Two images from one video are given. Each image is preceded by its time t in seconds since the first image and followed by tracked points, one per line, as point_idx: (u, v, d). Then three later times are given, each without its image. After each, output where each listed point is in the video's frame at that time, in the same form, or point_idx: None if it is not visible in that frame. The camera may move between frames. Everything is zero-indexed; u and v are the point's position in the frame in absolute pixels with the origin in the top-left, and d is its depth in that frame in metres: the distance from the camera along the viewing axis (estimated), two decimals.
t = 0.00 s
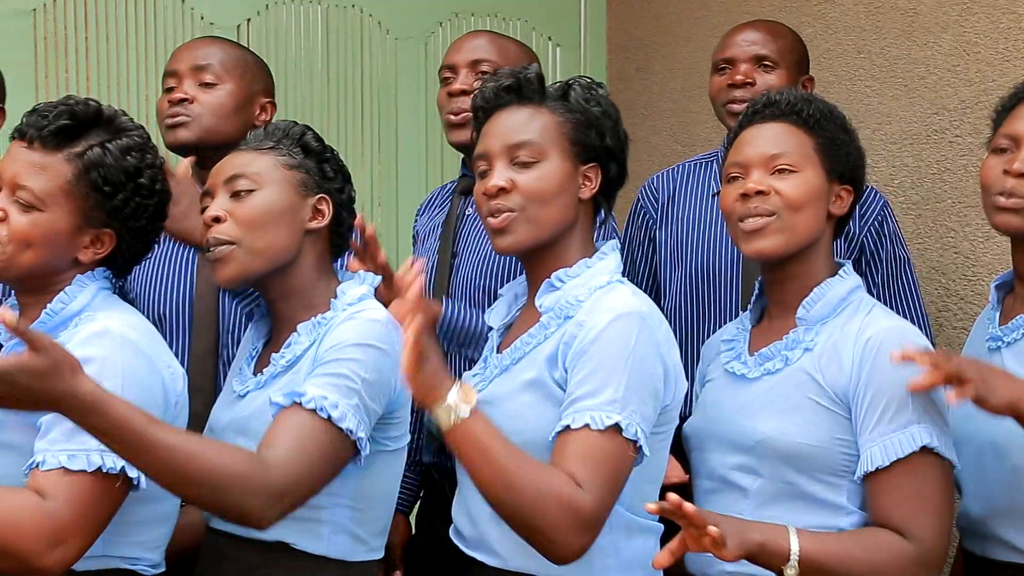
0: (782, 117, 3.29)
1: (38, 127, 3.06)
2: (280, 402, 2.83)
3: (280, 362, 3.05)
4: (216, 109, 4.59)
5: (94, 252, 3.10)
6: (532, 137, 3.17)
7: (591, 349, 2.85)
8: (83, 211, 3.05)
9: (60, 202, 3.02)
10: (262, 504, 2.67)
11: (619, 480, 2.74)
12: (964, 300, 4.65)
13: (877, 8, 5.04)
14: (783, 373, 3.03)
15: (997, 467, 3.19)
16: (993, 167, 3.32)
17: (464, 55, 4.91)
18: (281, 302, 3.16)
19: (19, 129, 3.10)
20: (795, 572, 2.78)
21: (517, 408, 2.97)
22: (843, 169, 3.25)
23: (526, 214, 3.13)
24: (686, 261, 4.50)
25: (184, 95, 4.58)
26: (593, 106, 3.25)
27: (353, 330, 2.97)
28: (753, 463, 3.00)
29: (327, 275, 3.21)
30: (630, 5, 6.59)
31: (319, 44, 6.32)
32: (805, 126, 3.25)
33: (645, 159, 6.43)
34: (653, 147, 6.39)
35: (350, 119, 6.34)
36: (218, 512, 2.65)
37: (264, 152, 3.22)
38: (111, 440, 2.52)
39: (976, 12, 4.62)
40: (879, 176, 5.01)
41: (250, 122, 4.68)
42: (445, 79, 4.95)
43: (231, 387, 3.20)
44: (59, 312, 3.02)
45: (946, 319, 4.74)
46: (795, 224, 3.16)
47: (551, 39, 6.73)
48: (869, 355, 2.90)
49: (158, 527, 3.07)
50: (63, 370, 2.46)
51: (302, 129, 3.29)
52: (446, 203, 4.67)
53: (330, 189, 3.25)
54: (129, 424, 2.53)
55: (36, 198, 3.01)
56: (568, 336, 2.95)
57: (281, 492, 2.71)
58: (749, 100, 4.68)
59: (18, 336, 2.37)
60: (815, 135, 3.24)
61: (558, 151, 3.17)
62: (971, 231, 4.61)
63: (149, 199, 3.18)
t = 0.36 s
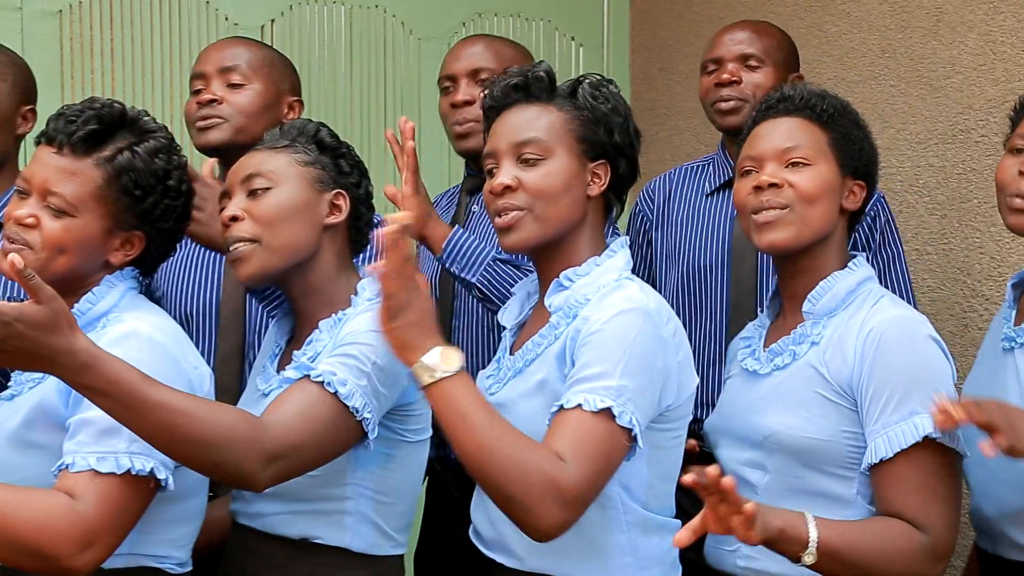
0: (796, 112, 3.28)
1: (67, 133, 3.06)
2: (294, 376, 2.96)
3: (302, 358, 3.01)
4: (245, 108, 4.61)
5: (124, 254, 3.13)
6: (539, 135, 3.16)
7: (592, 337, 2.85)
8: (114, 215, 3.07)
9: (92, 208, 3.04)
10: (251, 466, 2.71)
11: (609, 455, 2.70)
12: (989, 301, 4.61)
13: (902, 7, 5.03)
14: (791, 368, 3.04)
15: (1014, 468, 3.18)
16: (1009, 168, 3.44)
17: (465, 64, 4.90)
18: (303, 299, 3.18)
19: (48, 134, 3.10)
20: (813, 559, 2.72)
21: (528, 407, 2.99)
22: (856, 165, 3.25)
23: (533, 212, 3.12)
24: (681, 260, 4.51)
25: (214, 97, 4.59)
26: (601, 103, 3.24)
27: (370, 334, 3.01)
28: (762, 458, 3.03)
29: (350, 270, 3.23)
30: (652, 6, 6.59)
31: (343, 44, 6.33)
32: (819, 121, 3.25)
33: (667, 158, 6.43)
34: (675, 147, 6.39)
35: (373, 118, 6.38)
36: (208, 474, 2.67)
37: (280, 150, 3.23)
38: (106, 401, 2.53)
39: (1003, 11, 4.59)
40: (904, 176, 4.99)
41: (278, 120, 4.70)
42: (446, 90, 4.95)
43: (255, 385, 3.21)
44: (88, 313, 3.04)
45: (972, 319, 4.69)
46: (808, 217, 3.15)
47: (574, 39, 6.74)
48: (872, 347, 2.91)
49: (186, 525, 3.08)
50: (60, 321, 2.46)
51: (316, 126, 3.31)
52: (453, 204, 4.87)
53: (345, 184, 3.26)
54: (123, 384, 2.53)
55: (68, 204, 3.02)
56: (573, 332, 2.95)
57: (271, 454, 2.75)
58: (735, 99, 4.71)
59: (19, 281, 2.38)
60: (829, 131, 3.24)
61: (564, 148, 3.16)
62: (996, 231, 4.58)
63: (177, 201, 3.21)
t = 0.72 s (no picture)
0: (808, 114, 3.28)
1: (92, 135, 3.08)
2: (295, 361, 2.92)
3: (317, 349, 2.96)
4: (273, 111, 4.63)
5: (148, 255, 3.14)
6: (542, 134, 3.17)
7: (583, 327, 2.88)
8: (136, 216, 3.08)
9: (114, 208, 3.06)
10: (248, 430, 2.70)
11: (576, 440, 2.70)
12: (1013, 300, 4.59)
13: (927, 6, 5.01)
14: (803, 366, 3.07)
15: None
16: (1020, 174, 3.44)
17: (473, 86, 4.88)
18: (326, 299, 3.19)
19: (74, 135, 3.12)
20: (831, 518, 2.55)
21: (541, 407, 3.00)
22: (871, 164, 3.23)
23: (537, 213, 3.13)
24: (694, 263, 4.49)
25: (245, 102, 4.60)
26: (606, 100, 3.23)
27: (386, 320, 3.02)
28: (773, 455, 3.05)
29: (373, 271, 3.24)
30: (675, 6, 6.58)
31: (364, 43, 6.34)
32: (831, 122, 3.24)
33: (689, 158, 6.42)
34: (697, 146, 6.39)
35: (395, 118, 6.39)
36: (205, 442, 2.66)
37: (308, 150, 3.23)
38: (98, 380, 2.56)
39: None
40: (928, 176, 4.97)
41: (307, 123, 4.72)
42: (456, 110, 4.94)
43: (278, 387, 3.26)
44: (113, 313, 3.05)
45: (995, 319, 4.68)
46: (823, 219, 3.14)
47: (596, 39, 6.73)
48: (879, 343, 2.90)
49: (209, 525, 3.09)
50: (39, 307, 2.51)
51: (348, 125, 3.31)
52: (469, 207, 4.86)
53: (375, 185, 3.27)
54: (112, 362, 2.57)
55: (91, 205, 3.04)
56: (572, 326, 2.98)
57: (267, 418, 2.74)
58: (744, 97, 4.69)
59: None
60: (841, 131, 3.23)
61: (568, 146, 3.16)
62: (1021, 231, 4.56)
63: (201, 204, 3.23)
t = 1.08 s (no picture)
0: (840, 116, 3.27)
1: (128, 135, 3.11)
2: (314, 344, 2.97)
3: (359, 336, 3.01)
4: (302, 114, 4.65)
5: (182, 256, 3.16)
6: (582, 132, 3.18)
7: (618, 326, 2.89)
8: (171, 217, 3.11)
9: (149, 209, 3.08)
10: (264, 400, 2.75)
11: (608, 436, 2.71)
12: None
13: (960, 5, 4.99)
14: (832, 365, 3.07)
15: None
16: None
17: (515, 80, 4.87)
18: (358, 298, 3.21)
19: (109, 135, 3.15)
20: (805, 481, 2.52)
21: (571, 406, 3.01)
22: (906, 164, 3.21)
23: (575, 211, 3.13)
24: (729, 267, 4.48)
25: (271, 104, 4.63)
26: (648, 101, 3.23)
27: (411, 311, 3.04)
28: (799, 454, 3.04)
29: (404, 270, 3.26)
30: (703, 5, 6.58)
31: (393, 44, 6.36)
32: (864, 124, 3.23)
33: (720, 158, 6.41)
34: (727, 146, 6.38)
35: (426, 119, 6.41)
36: (223, 412, 2.71)
37: (344, 146, 3.25)
38: (117, 350, 2.59)
39: None
40: (961, 176, 4.94)
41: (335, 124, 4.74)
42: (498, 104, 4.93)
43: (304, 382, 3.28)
44: (145, 312, 3.08)
45: None
46: (855, 222, 3.14)
47: (626, 39, 6.75)
48: (902, 341, 2.91)
49: (240, 523, 3.10)
50: (58, 275, 2.53)
51: (383, 125, 3.33)
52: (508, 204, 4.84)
53: (408, 185, 3.28)
54: (132, 332, 2.60)
55: (126, 206, 3.07)
56: (605, 324, 2.99)
57: (283, 388, 2.78)
58: (779, 97, 4.68)
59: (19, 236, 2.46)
60: (875, 132, 3.22)
61: (608, 145, 3.17)
62: None
63: (235, 204, 3.25)
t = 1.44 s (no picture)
0: (900, 116, 3.25)
1: (179, 136, 3.13)
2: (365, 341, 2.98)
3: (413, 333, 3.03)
4: (351, 115, 4.67)
5: (231, 256, 3.18)
6: (640, 131, 3.19)
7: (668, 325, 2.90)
8: (220, 217, 3.13)
9: (198, 209, 3.10)
10: (317, 393, 2.77)
11: (657, 432, 2.73)
12: None
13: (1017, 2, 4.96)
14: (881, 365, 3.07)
15: None
16: None
17: (572, 77, 4.86)
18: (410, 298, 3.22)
19: (160, 137, 3.17)
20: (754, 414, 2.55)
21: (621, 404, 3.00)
22: (967, 164, 3.16)
23: (630, 209, 3.14)
24: (784, 266, 4.43)
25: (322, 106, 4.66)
26: (706, 101, 3.24)
27: (462, 308, 3.05)
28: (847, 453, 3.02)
29: (455, 269, 3.27)
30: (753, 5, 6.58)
31: (444, 44, 6.38)
32: (924, 124, 3.20)
33: (772, 159, 6.38)
34: (779, 147, 6.35)
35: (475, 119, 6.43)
36: (278, 406, 2.73)
37: (395, 148, 3.26)
38: (172, 344, 2.61)
39: None
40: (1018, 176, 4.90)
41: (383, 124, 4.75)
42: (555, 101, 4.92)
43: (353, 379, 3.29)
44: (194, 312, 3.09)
45: None
46: (911, 223, 3.10)
47: (675, 39, 6.78)
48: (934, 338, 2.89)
49: (287, 522, 3.12)
50: (113, 271, 2.54)
51: (433, 125, 3.34)
52: (561, 205, 4.83)
53: (459, 185, 3.29)
54: (185, 325, 2.62)
55: (176, 206, 3.08)
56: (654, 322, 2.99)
57: (337, 382, 2.81)
58: (834, 96, 4.65)
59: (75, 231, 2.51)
60: (935, 131, 3.19)
61: (665, 145, 3.18)
62: None
63: (283, 205, 3.27)
